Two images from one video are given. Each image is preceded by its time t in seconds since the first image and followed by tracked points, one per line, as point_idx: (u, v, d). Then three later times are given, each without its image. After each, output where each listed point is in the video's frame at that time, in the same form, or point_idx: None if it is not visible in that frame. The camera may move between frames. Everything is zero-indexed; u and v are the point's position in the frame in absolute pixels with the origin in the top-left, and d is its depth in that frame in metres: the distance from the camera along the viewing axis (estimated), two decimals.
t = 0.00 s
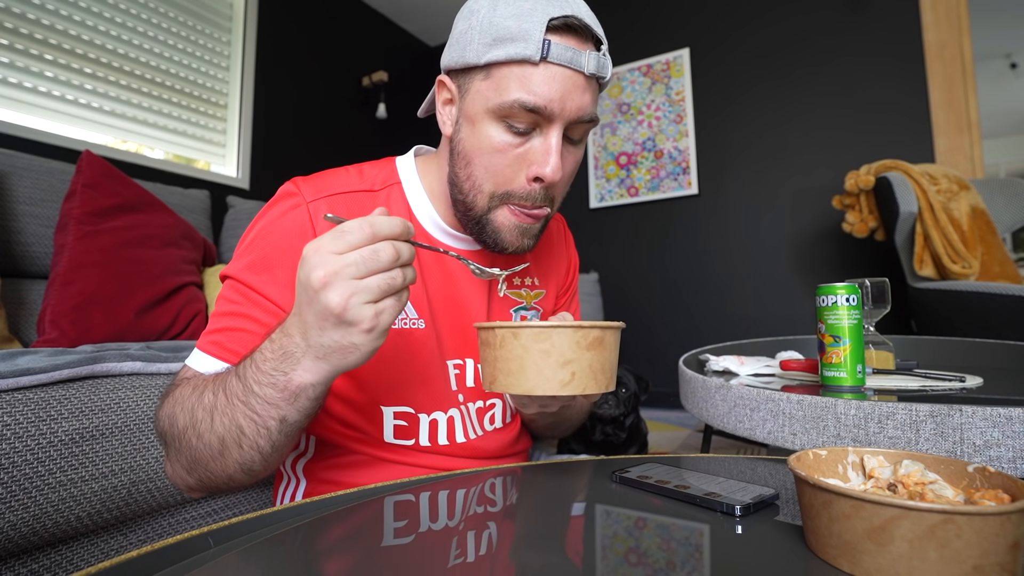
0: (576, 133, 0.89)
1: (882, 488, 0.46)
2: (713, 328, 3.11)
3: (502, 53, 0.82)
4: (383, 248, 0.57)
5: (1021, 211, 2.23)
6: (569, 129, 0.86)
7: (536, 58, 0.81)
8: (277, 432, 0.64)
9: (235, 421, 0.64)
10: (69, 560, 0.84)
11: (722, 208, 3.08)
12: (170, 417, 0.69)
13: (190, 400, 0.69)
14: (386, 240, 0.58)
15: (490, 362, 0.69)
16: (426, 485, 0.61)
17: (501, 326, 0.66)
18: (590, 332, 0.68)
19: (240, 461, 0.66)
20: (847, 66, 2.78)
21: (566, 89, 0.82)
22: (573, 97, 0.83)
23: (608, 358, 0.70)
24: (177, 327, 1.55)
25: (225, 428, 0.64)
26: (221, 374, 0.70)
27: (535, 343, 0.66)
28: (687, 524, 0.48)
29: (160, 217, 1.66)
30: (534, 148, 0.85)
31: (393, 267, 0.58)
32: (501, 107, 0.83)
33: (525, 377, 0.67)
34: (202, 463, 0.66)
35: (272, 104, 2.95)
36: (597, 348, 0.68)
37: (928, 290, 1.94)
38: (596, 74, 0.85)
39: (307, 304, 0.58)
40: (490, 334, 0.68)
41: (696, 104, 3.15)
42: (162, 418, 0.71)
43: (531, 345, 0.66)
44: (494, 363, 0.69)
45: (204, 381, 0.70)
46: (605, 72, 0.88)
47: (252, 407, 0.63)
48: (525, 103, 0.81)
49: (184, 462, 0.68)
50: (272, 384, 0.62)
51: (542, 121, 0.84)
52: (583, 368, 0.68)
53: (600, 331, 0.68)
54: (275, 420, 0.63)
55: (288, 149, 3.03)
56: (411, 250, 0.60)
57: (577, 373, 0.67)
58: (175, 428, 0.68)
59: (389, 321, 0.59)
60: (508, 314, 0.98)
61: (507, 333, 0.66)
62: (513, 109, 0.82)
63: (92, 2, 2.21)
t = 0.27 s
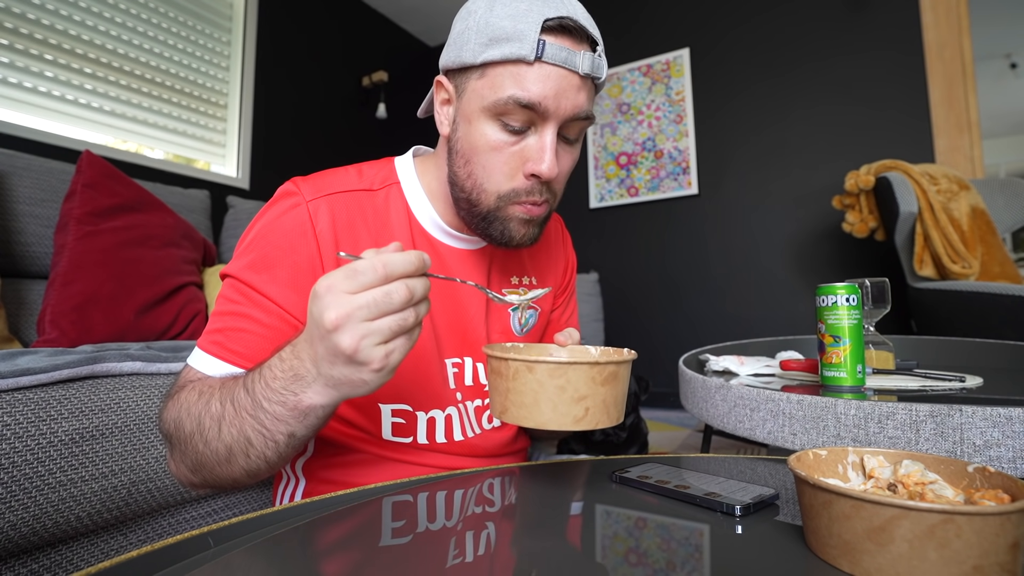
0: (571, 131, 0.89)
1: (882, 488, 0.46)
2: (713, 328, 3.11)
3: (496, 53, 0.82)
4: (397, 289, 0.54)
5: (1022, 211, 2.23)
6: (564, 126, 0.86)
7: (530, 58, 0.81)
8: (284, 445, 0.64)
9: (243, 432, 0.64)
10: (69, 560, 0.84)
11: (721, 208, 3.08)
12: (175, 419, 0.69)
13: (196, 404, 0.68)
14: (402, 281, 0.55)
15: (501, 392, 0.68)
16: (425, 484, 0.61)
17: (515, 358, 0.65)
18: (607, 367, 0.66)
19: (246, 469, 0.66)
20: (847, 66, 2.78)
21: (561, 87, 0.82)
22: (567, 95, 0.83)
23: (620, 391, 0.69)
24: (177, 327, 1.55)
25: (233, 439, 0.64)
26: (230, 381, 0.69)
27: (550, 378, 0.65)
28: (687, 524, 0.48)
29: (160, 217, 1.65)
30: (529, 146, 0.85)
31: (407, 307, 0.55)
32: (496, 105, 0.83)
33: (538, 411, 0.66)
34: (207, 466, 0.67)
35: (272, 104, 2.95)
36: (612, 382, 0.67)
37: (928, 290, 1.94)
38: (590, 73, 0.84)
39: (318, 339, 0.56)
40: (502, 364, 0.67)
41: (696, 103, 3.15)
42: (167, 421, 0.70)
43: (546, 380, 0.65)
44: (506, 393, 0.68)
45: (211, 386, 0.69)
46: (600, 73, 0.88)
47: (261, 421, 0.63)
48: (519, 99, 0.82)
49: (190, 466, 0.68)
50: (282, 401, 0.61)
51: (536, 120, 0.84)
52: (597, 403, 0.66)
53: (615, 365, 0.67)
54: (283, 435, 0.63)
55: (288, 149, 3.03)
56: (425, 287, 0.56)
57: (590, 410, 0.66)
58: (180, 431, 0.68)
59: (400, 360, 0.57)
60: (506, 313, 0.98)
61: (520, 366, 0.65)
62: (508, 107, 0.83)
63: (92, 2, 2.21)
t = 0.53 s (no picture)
0: (567, 125, 0.88)
1: (882, 488, 0.46)
2: (713, 328, 3.11)
3: (494, 49, 0.82)
4: (351, 285, 0.51)
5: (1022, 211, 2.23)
6: (561, 121, 0.85)
7: (527, 53, 0.81)
8: (277, 441, 0.64)
9: (236, 430, 0.64)
10: (69, 560, 0.84)
11: (721, 208, 3.08)
12: (174, 419, 0.69)
13: (193, 403, 0.68)
14: (357, 276, 0.51)
15: (512, 411, 0.68)
16: (425, 484, 0.61)
17: (529, 378, 0.65)
18: (618, 385, 0.67)
19: (242, 466, 0.66)
20: (847, 66, 2.79)
21: (556, 81, 0.82)
22: (564, 90, 0.83)
23: (629, 407, 0.69)
24: (177, 327, 1.55)
25: (226, 436, 0.64)
26: (223, 378, 0.69)
27: (564, 398, 0.65)
28: (687, 524, 0.48)
29: (160, 217, 1.65)
30: (526, 140, 0.84)
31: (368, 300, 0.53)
32: (494, 100, 0.83)
33: (552, 430, 0.66)
34: (206, 466, 0.67)
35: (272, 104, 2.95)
36: (623, 399, 0.68)
37: (928, 290, 1.93)
38: (586, 69, 0.84)
39: (287, 343, 0.54)
40: (515, 384, 0.67)
41: (696, 103, 3.15)
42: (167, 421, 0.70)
43: (560, 399, 0.65)
44: (518, 412, 0.68)
45: (206, 385, 0.69)
46: (595, 70, 0.88)
47: (251, 418, 0.62)
48: (516, 94, 0.81)
49: (188, 464, 0.68)
50: (270, 398, 0.61)
51: (534, 113, 0.83)
52: (609, 421, 0.67)
53: (626, 383, 0.67)
54: (275, 430, 0.62)
55: (288, 149, 3.03)
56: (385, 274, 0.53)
57: (602, 427, 0.66)
58: (178, 430, 0.68)
59: (372, 351, 0.55)
60: (504, 311, 0.99)
61: (534, 386, 0.65)
62: (506, 101, 0.82)
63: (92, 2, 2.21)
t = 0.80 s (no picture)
0: (558, 121, 0.89)
1: (882, 488, 0.46)
2: (713, 327, 3.11)
3: (486, 49, 0.83)
4: (363, 284, 0.52)
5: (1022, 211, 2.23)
6: (552, 117, 0.86)
7: (519, 52, 0.81)
8: (275, 431, 0.64)
9: (234, 419, 0.64)
10: (69, 559, 0.84)
11: (721, 208, 3.08)
12: (168, 405, 0.69)
13: (190, 389, 0.68)
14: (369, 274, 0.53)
15: (521, 400, 0.69)
16: (426, 486, 0.61)
17: (536, 366, 0.66)
18: (624, 372, 0.67)
19: (236, 454, 0.66)
20: (847, 66, 2.79)
21: (548, 79, 0.83)
22: (555, 88, 0.84)
23: (634, 396, 0.70)
24: (176, 327, 1.55)
25: (223, 424, 0.65)
26: (221, 368, 0.69)
27: (571, 385, 0.66)
28: (686, 523, 0.48)
29: (160, 217, 1.65)
30: (520, 137, 0.86)
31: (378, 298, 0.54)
32: (487, 98, 0.84)
33: (560, 417, 0.67)
34: (200, 452, 0.67)
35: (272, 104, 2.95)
36: (628, 386, 0.68)
37: (928, 290, 1.93)
38: (575, 67, 0.85)
39: (298, 338, 0.55)
40: (522, 373, 0.68)
41: (696, 103, 3.15)
42: (162, 406, 0.70)
43: (567, 387, 0.66)
44: (526, 400, 0.68)
45: (204, 373, 0.69)
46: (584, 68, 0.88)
47: (251, 409, 0.63)
48: (509, 92, 0.82)
49: (183, 451, 0.68)
50: (272, 390, 0.62)
51: (526, 111, 0.84)
52: (616, 407, 0.68)
53: (631, 370, 0.68)
54: (273, 421, 0.63)
55: (288, 149, 3.03)
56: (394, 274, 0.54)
57: (608, 414, 0.67)
58: (174, 417, 0.68)
59: (380, 348, 0.57)
60: (497, 308, 0.99)
61: (542, 374, 0.66)
62: (499, 99, 0.83)
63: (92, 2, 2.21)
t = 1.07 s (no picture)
0: (526, 112, 0.90)
1: (882, 488, 0.46)
2: (713, 327, 3.11)
3: (452, 44, 0.84)
4: (333, 326, 0.60)
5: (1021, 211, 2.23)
6: (519, 107, 0.87)
7: (483, 45, 0.83)
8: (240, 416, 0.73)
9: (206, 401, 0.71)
10: (69, 559, 0.79)
11: (721, 208, 3.08)
12: (145, 368, 0.75)
13: (165, 360, 0.74)
14: (340, 318, 0.60)
15: (489, 393, 0.69)
16: (426, 486, 0.61)
17: (503, 362, 0.66)
18: (589, 371, 0.66)
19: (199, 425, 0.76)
20: (847, 66, 2.79)
21: (512, 70, 0.84)
22: (519, 77, 0.85)
23: (601, 392, 0.70)
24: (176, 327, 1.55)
25: (194, 402, 0.73)
26: (201, 347, 0.75)
27: (536, 380, 0.65)
28: (687, 524, 0.48)
29: (160, 217, 1.65)
30: (488, 128, 0.86)
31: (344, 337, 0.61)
32: (456, 91, 0.85)
33: (524, 412, 0.67)
34: (168, 415, 0.75)
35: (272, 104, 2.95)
36: (593, 383, 0.68)
37: (928, 290, 1.93)
38: (539, 57, 0.86)
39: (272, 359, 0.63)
40: (490, 367, 0.68)
41: (696, 104, 3.15)
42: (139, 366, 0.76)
43: (532, 383, 0.66)
44: (494, 394, 0.69)
45: (179, 348, 0.75)
46: (548, 59, 0.89)
47: (220, 395, 0.71)
48: (476, 84, 0.83)
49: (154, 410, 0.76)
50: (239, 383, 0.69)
51: (493, 102, 0.86)
52: (580, 404, 0.67)
53: (597, 369, 0.67)
54: (237, 408, 0.72)
55: (288, 149, 3.03)
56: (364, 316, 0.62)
57: (573, 410, 0.67)
58: (148, 382, 0.74)
59: (344, 376, 0.65)
60: (484, 303, 0.98)
61: (508, 369, 0.66)
62: (467, 91, 0.84)
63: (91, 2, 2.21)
